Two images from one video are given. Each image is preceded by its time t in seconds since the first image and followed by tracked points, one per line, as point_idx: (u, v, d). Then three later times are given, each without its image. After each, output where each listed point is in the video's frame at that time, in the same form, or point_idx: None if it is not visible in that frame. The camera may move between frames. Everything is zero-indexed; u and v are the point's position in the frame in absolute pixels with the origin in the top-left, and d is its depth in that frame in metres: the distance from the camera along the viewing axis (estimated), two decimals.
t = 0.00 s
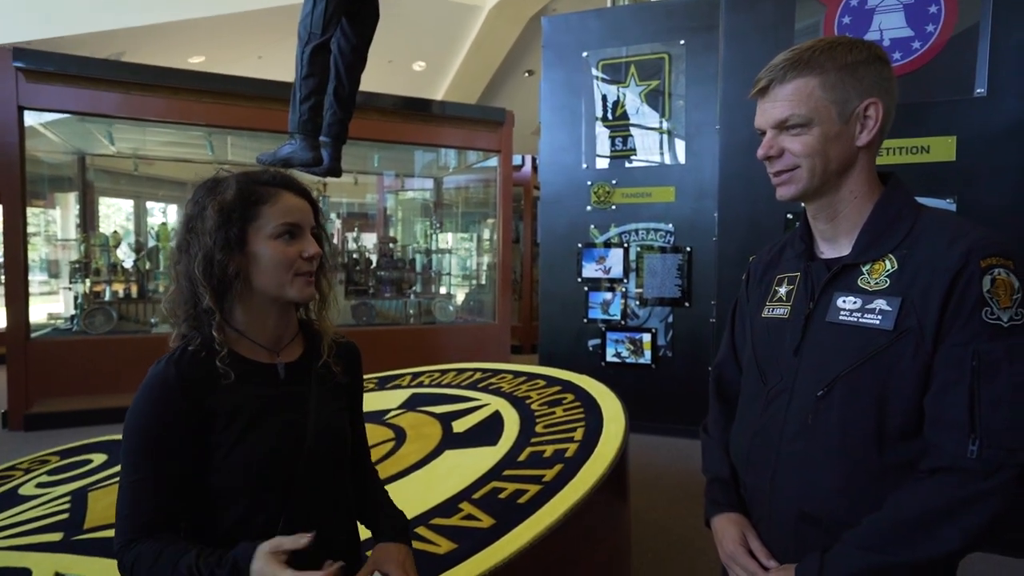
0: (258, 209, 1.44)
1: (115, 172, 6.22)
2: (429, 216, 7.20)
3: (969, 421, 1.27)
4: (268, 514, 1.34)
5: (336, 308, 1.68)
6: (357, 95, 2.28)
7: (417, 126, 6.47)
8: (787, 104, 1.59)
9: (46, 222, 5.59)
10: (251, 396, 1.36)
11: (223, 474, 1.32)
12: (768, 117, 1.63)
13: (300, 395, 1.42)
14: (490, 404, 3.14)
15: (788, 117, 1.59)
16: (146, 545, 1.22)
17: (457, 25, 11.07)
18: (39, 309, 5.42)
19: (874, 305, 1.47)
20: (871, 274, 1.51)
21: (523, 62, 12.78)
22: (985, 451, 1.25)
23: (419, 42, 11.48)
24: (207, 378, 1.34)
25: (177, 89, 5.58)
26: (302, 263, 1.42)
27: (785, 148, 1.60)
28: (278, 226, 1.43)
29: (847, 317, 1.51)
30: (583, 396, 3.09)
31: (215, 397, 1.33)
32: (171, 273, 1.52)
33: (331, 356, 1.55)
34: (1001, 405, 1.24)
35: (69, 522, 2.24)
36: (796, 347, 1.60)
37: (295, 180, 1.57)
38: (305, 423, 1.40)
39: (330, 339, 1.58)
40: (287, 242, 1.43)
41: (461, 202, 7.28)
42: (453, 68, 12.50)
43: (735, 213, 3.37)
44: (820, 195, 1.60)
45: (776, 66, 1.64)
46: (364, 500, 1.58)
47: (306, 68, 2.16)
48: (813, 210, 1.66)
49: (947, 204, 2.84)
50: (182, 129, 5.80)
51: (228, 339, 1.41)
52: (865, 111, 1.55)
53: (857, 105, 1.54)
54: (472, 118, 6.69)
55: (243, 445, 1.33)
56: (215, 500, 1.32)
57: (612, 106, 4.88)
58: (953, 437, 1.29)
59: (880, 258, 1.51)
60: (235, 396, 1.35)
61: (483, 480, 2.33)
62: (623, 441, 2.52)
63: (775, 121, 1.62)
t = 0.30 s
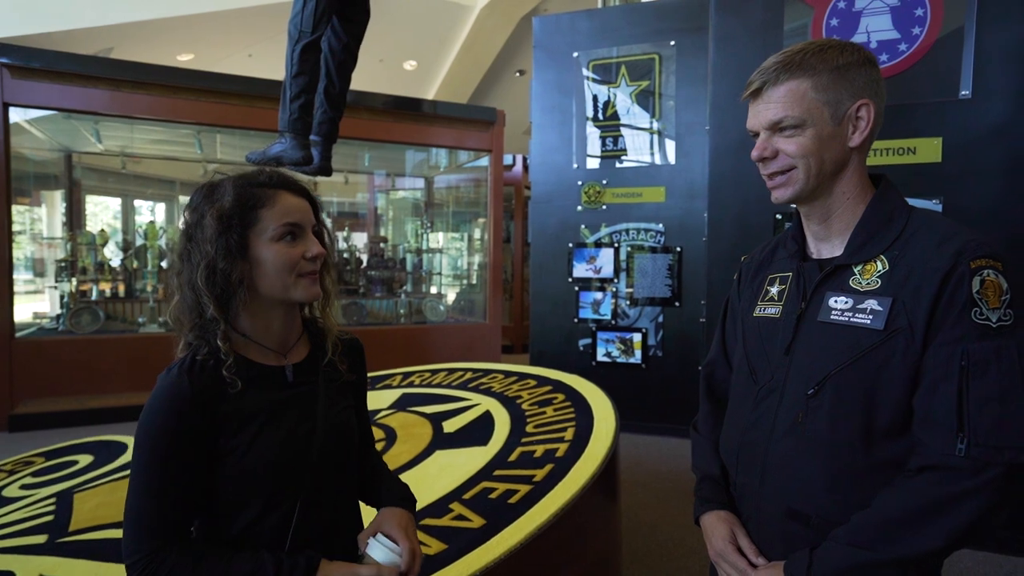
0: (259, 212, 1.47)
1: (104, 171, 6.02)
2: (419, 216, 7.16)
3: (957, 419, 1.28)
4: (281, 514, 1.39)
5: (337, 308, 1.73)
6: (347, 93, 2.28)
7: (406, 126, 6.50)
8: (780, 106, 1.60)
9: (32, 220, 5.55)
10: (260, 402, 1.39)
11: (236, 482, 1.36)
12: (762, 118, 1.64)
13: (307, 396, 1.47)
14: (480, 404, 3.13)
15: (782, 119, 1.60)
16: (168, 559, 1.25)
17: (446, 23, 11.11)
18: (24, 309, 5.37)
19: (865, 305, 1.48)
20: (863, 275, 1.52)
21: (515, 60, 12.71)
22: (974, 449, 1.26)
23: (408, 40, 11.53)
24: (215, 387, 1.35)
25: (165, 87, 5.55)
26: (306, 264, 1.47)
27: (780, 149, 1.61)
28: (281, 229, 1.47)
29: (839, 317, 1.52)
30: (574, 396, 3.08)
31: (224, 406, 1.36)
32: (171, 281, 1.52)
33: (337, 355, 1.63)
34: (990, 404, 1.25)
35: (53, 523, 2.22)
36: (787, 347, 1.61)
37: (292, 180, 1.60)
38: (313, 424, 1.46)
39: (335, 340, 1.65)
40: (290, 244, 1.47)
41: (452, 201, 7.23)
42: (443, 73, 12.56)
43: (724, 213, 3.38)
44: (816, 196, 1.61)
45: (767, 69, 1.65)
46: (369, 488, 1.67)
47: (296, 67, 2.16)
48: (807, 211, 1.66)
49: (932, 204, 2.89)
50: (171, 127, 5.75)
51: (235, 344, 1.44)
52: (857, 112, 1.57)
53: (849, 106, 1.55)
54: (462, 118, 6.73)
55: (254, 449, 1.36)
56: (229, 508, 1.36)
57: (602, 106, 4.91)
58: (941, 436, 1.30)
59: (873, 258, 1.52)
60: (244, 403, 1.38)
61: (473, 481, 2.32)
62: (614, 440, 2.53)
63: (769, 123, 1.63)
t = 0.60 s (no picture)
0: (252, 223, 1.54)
1: (73, 171, 5.91)
2: (401, 219, 7.13)
3: (951, 426, 1.27)
4: (273, 517, 1.48)
5: (335, 316, 1.80)
6: (328, 95, 2.22)
7: (386, 128, 6.43)
8: (759, 113, 1.59)
9: None
10: (255, 410, 1.48)
11: (230, 486, 1.45)
12: (742, 127, 1.62)
13: (301, 404, 1.55)
14: (463, 411, 3.09)
15: (761, 125, 1.58)
16: (164, 558, 1.36)
17: (429, 24, 11.13)
18: None
19: (855, 310, 1.44)
20: (852, 280, 1.48)
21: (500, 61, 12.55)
22: (969, 455, 1.24)
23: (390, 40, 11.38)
24: (209, 396, 1.45)
25: (139, 86, 5.42)
26: (300, 273, 1.54)
27: (762, 155, 1.58)
28: (275, 240, 1.55)
29: (828, 321, 1.47)
30: (559, 402, 3.05)
31: (219, 413, 1.45)
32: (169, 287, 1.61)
33: (333, 363, 1.68)
34: (981, 411, 1.25)
35: (16, 539, 2.14)
36: (775, 352, 1.55)
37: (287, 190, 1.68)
38: (307, 431, 1.54)
39: (331, 346, 1.71)
40: (283, 254, 1.55)
41: (434, 204, 7.18)
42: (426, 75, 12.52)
43: (708, 218, 3.36)
44: (801, 200, 1.58)
45: (745, 81, 1.66)
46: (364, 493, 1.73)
47: (275, 66, 2.14)
48: (796, 217, 1.62)
49: (915, 209, 2.91)
50: (144, 127, 5.60)
51: (229, 352, 1.53)
52: (835, 114, 1.55)
53: (827, 109, 1.54)
54: (444, 120, 6.67)
55: (248, 455, 1.46)
56: (223, 510, 1.46)
57: (587, 109, 4.91)
58: (929, 441, 1.29)
59: (862, 263, 1.49)
60: (238, 410, 1.47)
61: (456, 490, 2.28)
62: (598, 447, 2.50)
63: (749, 130, 1.61)
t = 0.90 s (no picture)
0: (228, 228, 1.48)
1: (22, 169, 5.56)
2: (377, 223, 7.04)
3: (933, 435, 1.22)
4: (230, 537, 1.37)
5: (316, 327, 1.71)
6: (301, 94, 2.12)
7: (357, 127, 6.29)
8: (733, 121, 1.54)
9: None
10: (222, 420, 1.39)
11: (188, 499, 1.35)
12: (718, 139, 1.57)
13: (272, 418, 1.46)
14: (444, 423, 3.00)
15: (736, 134, 1.53)
16: (108, 569, 1.27)
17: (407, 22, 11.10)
18: None
19: (842, 319, 1.38)
20: (840, 288, 1.42)
21: (479, 60, 12.44)
22: (949, 466, 1.20)
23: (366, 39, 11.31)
24: (173, 399, 1.36)
25: (100, 82, 5.17)
26: (272, 281, 1.46)
27: (740, 163, 1.53)
28: (249, 246, 1.47)
29: (816, 331, 1.41)
30: (542, 414, 2.97)
31: (182, 418, 1.37)
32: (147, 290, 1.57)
33: (308, 380, 1.59)
34: (968, 420, 1.20)
35: None
36: (765, 364, 1.47)
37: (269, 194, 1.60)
38: (277, 446, 1.44)
39: (308, 363, 1.62)
40: (258, 261, 1.47)
41: (412, 207, 7.09)
42: (404, 69, 12.46)
43: (693, 224, 3.30)
44: (784, 207, 1.52)
45: (720, 93, 1.61)
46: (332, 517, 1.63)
47: (244, 63, 2.04)
48: (780, 224, 1.56)
49: (904, 214, 2.90)
50: (103, 123, 5.33)
51: (199, 356, 1.45)
52: (810, 118, 1.49)
53: (800, 113, 1.48)
54: (423, 120, 6.58)
55: (211, 466, 1.36)
56: (178, 523, 1.35)
57: (570, 110, 4.84)
58: (912, 452, 1.24)
59: (850, 271, 1.42)
60: (202, 417, 1.38)
61: (435, 506, 2.18)
62: (583, 461, 2.43)
63: (726, 140, 1.55)
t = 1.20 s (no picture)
0: (198, 225, 1.43)
1: None
2: (368, 221, 6.98)
3: (943, 444, 1.15)
4: (199, 541, 1.32)
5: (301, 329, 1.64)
6: (289, 87, 2.07)
7: (347, 122, 6.20)
8: (735, 109, 1.49)
9: None
10: (199, 418, 1.34)
11: (157, 499, 1.30)
12: (720, 127, 1.52)
13: (251, 419, 1.41)
14: (437, 429, 2.91)
15: (738, 121, 1.48)
16: (70, 563, 1.24)
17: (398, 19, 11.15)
18: None
19: (849, 322, 1.31)
20: (847, 289, 1.35)
21: (473, 51, 11.87)
22: (960, 476, 1.13)
23: (356, 31, 11.31)
24: (145, 395, 1.31)
25: (75, 74, 4.99)
26: (242, 280, 1.40)
27: (742, 152, 1.47)
28: (218, 243, 1.42)
29: (822, 335, 1.34)
30: (540, 419, 2.89)
31: (155, 415, 1.32)
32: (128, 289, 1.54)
33: (291, 384, 1.53)
34: (978, 425, 1.13)
35: None
36: (772, 369, 1.41)
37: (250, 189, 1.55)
38: (256, 448, 1.39)
39: (291, 366, 1.55)
40: (226, 259, 1.42)
41: (404, 205, 7.00)
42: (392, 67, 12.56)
43: (693, 223, 3.24)
44: (787, 198, 1.45)
45: (724, 82, 1.56)
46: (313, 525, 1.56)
47: (230, 56, 1.96)
48: (782, 218, 1.49)
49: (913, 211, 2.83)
50: (80, 119, 5.19)
51: (175, 355, 1.41)
52: (816, 107, 1.42)
53: (804, 105, 1.42)
54: (417, 114, 6.46)
55: (185, 466, 1.32)
56: (145, 524, 1.31)
57: (568, 103, 4.76)
58: (923, 462, 1.18)
59: (856, 271, 1.36)
60: (177, 415, 1.33)
61: (430, 513, 2.12)
62: (583, 467, 2.36)
63: (728, 128, 1.51)
